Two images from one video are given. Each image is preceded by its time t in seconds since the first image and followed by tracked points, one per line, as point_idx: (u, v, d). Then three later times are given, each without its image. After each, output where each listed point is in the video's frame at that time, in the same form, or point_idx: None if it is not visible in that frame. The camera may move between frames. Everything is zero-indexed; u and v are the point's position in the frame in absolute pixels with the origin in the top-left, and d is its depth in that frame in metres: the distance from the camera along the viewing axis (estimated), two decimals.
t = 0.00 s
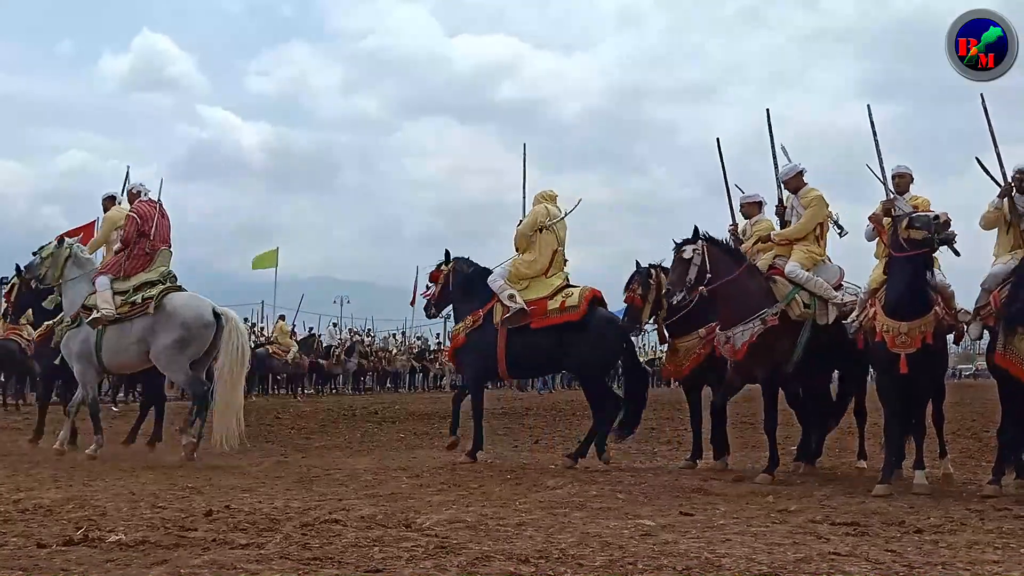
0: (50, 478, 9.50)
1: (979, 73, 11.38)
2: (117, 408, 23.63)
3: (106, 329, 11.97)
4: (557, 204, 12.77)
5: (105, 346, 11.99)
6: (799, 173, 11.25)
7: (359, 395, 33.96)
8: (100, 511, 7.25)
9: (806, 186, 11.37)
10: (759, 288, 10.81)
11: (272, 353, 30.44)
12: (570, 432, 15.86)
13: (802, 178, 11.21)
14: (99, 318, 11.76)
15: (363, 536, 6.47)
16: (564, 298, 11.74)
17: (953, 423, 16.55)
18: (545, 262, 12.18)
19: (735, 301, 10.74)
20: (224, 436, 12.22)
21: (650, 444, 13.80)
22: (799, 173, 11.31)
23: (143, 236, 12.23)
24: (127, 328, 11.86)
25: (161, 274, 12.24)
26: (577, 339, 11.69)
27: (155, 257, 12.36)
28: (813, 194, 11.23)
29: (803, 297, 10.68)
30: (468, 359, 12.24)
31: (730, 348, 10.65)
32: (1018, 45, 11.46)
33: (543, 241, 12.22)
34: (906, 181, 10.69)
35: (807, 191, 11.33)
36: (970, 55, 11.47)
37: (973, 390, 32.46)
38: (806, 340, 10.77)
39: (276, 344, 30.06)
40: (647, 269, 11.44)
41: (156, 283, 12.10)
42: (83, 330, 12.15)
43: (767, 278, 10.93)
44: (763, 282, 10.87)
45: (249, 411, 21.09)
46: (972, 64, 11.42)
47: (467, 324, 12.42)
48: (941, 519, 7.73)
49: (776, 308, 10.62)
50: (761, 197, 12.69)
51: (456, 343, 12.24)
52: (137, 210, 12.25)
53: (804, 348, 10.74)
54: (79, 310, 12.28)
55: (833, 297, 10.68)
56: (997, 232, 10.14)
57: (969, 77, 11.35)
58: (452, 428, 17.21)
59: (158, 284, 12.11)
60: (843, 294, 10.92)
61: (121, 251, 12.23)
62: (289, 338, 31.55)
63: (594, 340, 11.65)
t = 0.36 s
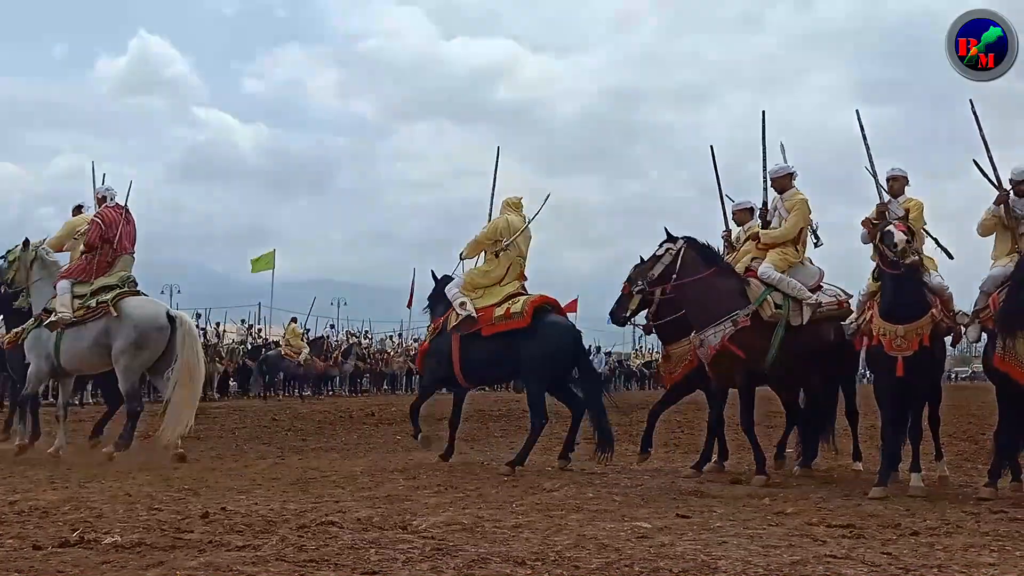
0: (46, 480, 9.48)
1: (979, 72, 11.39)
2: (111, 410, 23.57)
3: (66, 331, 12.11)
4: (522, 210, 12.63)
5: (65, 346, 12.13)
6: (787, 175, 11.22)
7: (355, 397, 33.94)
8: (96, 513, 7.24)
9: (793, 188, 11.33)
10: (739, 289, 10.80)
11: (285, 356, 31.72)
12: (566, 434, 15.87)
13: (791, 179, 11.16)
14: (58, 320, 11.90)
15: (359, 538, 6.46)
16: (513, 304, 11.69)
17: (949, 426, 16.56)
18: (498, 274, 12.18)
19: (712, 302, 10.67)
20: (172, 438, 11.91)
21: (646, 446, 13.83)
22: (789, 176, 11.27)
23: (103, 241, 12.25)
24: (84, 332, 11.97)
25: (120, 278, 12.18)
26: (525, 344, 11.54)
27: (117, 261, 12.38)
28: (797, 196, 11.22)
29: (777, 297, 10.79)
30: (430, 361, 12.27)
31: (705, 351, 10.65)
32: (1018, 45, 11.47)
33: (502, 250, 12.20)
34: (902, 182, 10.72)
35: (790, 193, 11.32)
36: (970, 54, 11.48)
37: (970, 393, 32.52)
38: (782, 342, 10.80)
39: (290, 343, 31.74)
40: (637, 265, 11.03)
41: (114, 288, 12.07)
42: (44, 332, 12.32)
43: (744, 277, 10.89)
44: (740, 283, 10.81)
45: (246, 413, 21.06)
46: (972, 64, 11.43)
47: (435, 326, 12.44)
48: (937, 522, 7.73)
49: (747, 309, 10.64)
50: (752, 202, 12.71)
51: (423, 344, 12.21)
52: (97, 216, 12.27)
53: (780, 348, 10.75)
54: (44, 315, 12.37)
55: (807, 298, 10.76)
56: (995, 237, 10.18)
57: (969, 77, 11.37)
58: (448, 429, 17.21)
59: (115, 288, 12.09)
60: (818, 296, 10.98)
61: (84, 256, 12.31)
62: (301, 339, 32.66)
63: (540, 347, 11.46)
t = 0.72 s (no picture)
0: (42, 481, 9.47)
1: (979, 72, 11.41)
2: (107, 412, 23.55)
3: (43, 331, 12.12)
4: (478, 211, 12.68)
5: (42, 345, 12.16)
6: (760, 183, 11.25)
7: (353, 399, 33.95)
8: (91, 515, 7.23)
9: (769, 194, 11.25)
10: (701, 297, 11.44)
11: (295, 357, 32.15)
12: (563, 435, 15.88)
13: (762, 188, 11.20)
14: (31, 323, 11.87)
15: (355, 540, 6.46)
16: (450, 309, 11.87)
17: (947, 429, 16.59)
18: (444, 277, 12.44)
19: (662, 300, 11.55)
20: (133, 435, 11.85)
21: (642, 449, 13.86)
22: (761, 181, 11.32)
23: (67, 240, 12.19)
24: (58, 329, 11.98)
25: (89, 276, 12.19)
26: (465, 349, 11.73)
27: (86, 261, 12.34)
28: (772, 201, 11.15)
29: (734, 304, 11.07)
30: (401, 364, 12.76)
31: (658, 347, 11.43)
32: (1017, 46, 11.50)
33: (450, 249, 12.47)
34: (898, 185, 10.74)
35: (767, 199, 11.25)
36: (970, 55, 11.50)
37: (966, 396, 32.50)
38: (738, 348, 11.12)
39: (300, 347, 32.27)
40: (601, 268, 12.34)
41: (82, 286, 12.07)
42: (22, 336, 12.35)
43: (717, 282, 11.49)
44: (708, 287, 11.47)
45: (242, 416, 21.05)
46: (972, 64, 11.45)
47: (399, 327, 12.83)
48: (932, 525, 7.75)
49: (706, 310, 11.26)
50: (732, 206, 12.79)
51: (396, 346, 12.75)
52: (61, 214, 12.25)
53: (736, 354, 11.12)
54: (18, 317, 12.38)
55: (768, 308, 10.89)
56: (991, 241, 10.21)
57: (969, 77, 11.38)
58: (445, 431, 17.20)
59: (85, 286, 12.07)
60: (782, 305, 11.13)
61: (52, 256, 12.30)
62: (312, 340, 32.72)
63: (476, 350, 11.62)
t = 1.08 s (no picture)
0: (37, 481, 9.47)
1: (979, 72, 11.42)
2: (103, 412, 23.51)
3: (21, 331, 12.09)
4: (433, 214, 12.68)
5: (20, 346, 12.15)
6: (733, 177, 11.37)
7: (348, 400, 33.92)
8: (85, 515, 7.22)
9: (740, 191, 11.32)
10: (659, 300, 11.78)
11: (303, 357, 32.30)
12: (558, 436, 15.87)
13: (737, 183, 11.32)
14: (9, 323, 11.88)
15: (349, 540, 6.45)
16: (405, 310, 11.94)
17: (942, 430, 16.62)
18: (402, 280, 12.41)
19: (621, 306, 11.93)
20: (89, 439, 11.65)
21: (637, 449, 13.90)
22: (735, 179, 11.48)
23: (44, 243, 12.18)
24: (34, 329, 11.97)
25: (68, 275, 12.16)
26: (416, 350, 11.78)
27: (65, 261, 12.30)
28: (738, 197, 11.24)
29: (688, 301, 11.11)
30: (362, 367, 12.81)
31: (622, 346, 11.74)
32: (1017, 46, 11.51)
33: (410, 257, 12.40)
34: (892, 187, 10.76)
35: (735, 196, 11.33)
36: (970, 55, 11.52)
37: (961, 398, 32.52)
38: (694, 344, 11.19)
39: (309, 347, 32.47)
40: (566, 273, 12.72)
41: (59, 285, 12.04)
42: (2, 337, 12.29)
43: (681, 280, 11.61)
44: (665, 286, 11.89)
45: (237, 416, 21.01)
46: (972, 64, 11.46)
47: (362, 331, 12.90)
48: (927, 526, 7.77)
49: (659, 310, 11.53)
50: (686, 207, 12.83)
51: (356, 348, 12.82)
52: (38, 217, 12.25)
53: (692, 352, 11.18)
54: None
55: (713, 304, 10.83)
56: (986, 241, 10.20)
57: (969, 77, 11.40)
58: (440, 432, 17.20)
59: (62, 286, 12.04)
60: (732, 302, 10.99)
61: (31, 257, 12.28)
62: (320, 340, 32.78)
63: (430, 349, 11.72)
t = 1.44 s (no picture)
0: (32, 481, 9.44)
1: (978, 72, 11.45)
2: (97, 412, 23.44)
3: None
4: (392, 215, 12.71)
5: None
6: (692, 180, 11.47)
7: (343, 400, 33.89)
8: (80, 515, 7.21)
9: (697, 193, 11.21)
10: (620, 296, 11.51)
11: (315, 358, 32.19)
12: (553, 436, 15.85)
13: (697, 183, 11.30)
14: None
15: (344, 540, 6.44)
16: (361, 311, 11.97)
17: (937, 430, 16.65)
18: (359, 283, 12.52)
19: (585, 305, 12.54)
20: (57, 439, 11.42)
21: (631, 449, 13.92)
22: (695, 180, 11.48)
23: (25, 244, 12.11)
24: (9, 332, 11.99)
25: (44, 279, 12.07)
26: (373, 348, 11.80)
27: (45, 263, 12.20)
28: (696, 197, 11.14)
29: (645, 301, 10.91)
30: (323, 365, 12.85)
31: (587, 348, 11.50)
32: (1018, 46, 11.54)
33: (369, 260, 12.54)
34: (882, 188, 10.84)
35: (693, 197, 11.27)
36: (970, 55, 11.54)
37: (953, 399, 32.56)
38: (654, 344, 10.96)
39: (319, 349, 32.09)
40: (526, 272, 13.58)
41: (36, 289, 11.94)
42: None
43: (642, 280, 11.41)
44: (627, 291, 11.54)
45: (232, 416, 20.97)
46: (972, 64, 11.49)
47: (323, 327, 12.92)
48: (921, 525, 7.78)
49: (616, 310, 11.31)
50: (647, 205, 12.86)
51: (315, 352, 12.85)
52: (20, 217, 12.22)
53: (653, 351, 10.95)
54: None
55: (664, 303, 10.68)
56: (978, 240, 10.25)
57: (969, 76, 11.42)
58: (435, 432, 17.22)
59: (38, 289, 11.97)
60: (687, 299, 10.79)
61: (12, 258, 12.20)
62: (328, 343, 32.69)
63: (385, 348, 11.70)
